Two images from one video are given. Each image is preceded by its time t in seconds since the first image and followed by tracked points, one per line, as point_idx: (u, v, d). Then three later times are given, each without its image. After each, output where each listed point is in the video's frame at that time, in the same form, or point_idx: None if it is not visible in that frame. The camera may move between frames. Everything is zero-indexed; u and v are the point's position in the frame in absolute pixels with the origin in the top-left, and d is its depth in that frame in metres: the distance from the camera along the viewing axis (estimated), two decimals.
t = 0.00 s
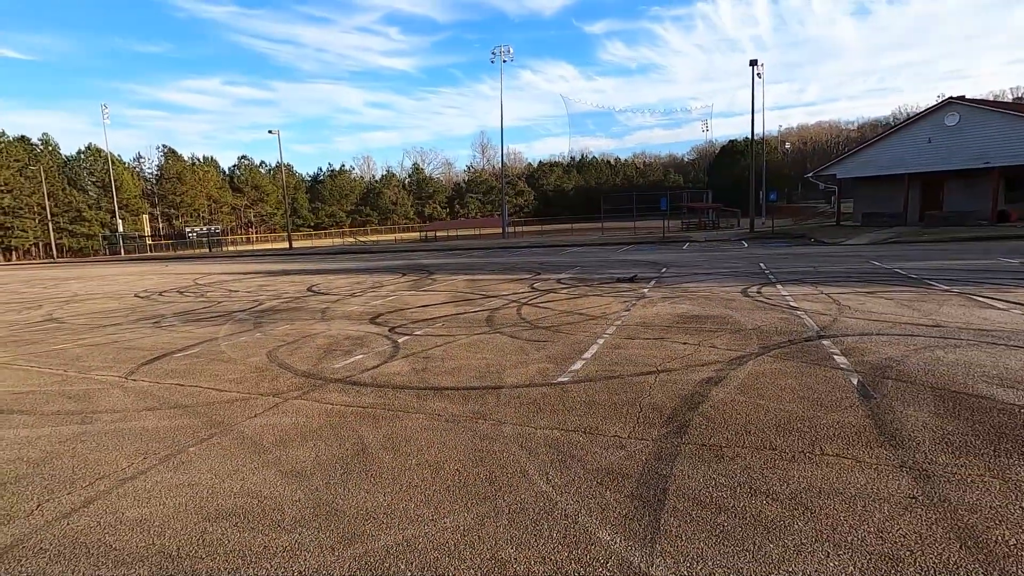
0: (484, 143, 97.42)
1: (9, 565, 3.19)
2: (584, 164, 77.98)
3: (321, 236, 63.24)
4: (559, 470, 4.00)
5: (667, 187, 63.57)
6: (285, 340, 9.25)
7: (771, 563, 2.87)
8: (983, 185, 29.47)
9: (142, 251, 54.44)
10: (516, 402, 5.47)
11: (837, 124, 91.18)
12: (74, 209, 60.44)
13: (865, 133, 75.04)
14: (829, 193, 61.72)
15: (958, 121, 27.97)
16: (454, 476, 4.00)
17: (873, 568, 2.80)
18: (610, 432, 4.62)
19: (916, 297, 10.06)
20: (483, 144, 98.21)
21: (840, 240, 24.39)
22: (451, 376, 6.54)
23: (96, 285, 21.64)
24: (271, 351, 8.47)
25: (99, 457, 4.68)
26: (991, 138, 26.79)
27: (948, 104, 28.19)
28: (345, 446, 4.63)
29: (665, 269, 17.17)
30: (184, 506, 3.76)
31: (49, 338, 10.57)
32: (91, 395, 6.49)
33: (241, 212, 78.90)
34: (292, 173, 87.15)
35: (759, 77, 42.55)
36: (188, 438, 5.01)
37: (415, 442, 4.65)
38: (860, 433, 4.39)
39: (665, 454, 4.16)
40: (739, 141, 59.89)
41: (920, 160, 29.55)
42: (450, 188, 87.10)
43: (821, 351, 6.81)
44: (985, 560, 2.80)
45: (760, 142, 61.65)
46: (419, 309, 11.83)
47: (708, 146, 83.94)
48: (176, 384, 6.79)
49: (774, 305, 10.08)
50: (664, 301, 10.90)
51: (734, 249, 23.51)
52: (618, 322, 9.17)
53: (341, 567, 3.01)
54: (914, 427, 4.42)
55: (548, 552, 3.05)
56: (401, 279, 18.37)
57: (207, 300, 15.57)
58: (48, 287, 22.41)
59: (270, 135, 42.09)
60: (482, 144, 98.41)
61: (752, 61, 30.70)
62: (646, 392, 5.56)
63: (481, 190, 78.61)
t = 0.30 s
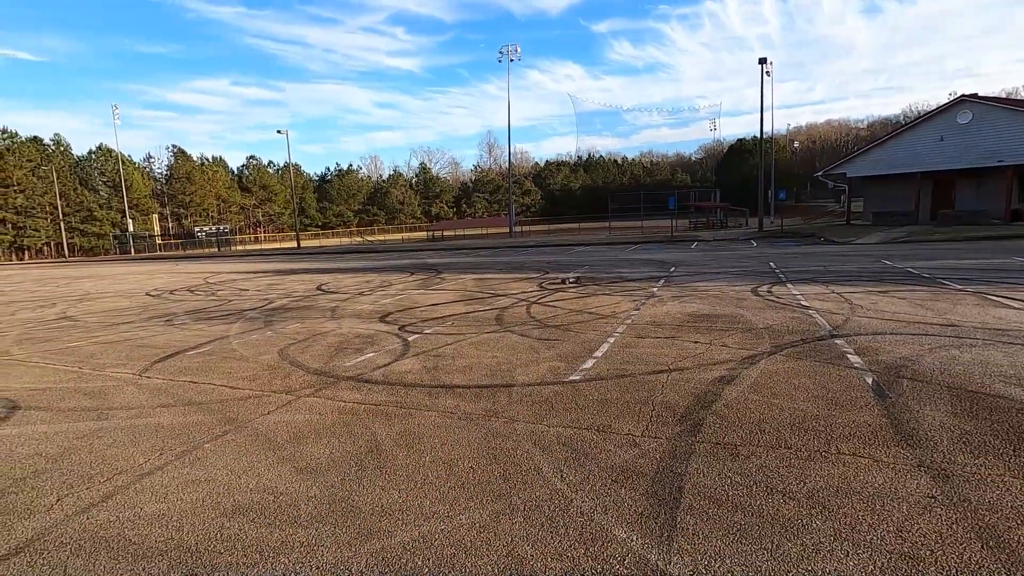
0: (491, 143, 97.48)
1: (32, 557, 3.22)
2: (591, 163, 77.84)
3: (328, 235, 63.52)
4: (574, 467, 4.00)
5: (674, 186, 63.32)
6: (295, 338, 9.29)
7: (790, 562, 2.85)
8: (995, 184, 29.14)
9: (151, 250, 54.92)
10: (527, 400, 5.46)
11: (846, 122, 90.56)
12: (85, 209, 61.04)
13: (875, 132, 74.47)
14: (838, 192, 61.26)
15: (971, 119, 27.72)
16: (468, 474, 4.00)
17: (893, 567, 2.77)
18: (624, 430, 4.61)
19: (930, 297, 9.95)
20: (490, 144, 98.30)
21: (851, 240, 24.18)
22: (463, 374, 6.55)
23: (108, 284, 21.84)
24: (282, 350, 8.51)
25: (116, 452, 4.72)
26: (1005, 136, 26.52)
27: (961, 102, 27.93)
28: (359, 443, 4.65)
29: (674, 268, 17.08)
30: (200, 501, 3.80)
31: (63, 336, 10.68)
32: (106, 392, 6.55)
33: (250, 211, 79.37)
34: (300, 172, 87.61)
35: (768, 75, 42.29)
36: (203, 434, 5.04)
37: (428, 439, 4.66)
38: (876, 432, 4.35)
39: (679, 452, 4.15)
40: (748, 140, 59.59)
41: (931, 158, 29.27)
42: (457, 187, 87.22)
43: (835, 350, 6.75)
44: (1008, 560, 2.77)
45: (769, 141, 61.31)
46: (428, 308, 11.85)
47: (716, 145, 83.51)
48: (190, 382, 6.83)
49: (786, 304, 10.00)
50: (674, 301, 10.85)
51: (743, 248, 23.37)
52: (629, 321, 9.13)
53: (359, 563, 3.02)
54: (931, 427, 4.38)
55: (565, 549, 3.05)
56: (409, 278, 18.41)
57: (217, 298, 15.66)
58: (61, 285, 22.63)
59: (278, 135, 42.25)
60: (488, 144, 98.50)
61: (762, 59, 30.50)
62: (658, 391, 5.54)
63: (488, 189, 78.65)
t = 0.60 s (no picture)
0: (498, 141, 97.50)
1: (51, 551, 3.25)
2: (598, 162, 77.68)
3: (336, 234, 63.83)
4: (587, 465, 3.99)
5: (682, 185, 63.06)
6: (306, 335, 9.34)
7: (807, 560, 2.83)
8: (1012, 181, 28.70)
9: (161, 248, 55.31)
10: (539, 398, 5.46)
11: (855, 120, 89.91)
12: (96, 208, 61.54)
13: (885, 129, 73.87)
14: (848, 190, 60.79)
15: (984, 117, 27.38)
16: (481, 470, 4.01)
17: (912, 567, 2.75)
18: (636, 428, 4.60)
19: (943, 295, 9.87)
20: (496, 142, 98.30)
21: (861, 238, 24.00)
22: (474, 371, 6.55)
23: (119, 282, 22.05)
24: (293, 347, 8.55)
25: (132, 447, 4.77)
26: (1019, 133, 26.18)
27: (974, 99, 27.57)
28: (372, 439, 4.67)
29: (683, 266, 17.01)
30: (216, 496, 3.82)
31: (77, 333, 10.79)
32: (120, 388, 6.61)
33: (258, 210, 79.78)
34: (308, 171, 88.08)
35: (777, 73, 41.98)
36: (217, 430, 5.08)
37: (441, 436, 4.67)
38: (892, 431, 4.32)
39: (693, 450, 4.13)
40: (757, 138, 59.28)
41: (943, 156, 28.95)
42: (464, 186, 87.32)
43: (848, 349, 6.70)
44: None
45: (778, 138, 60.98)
46: (437, 306, 11.87)
47: (724, 142, 83.09)
48: (202, 378, 6.89)
49: (797, 303, 9.94)
50: (684, 299, 10.82)
51: (752, 246, 23.24)
52: (638, 319, 9.11)
53: (375, 558, 3.04)
54: (947, 426, 4.34)
55: (581, 546, 3.05)
56: (418, 276, 18.43)
57: (227, 296, 15.76)
58: (73, 283, 22.85)
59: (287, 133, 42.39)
60: (495, 142, 98.51)
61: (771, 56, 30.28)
62: (671, 389, 5.52)
63: (495, 188, 78.70)
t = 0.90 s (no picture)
0: (504, 139, 97.51)
1: (70, 544, 3.30)
2: (605, 159, 77.49)
3: (343, 232, 64.07)
4: (598, 461, 4.00)
5: (690, 182, 62.81)
6: (316, 333, 9.39)
7: (822, 557, 2.83)
8: None
9: (170, 246, 55.69)
10: (548, 395, 5.48)
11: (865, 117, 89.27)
12: (106, 206, 61.97)
13: (894, 126, 73.29)
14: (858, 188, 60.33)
15: (996, 114, 27.08)
16: (493, 466, 4.02)
17: (928, 565, 2.73)
18: (647, 425, 4.60)
19: (955, 294, 9.80)
20: (503, 140, 98.34)
21: (871, 236, 23.84)
22: (483, 368, 6.57)
23: (130, 280, 22.23)
24: (303, 344, 8.60)
25: (146, 443, 4.82)
26: None
27: (985, 96, 27.30)
28: (384, 435, 4.70)
29: (691, 264, 16.95)
30: (230, 491, 3.86)
31: (89, 330, 10.89)
32: (134, 384, 6.68)
33: (265, 208, 80.17)
34: (315, 170, 88.43)
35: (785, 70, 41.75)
36: (230, 426, 5.13)
37: (452, 432, 4.69)
38: (905, 429, 4.30)
39: (704, 448, 4.12)
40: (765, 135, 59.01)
41: (953, 153, 28.70)
42: (470, 184, 87.37)
43: (859, 347, 6.67)
44: None
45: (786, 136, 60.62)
46: (445, 304, 11.89)
47: (731, 140, 82.71)
48: (214, 375, 6.94)
49: (806, 300, 9.92)
50: (692, 297, 10.78)
51: (761, 245, 23.13)
52: (647, 317, 9.09)
53: (389, 552, 3.06)
54: (961, 424, 4.32)
55: (594, 542, 3.06)
56: (425, 274, 18.48)
57: (237, 294, 15.85)
58: (84, 281, 23.05)
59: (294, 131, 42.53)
60: (502, 140, 98.53)
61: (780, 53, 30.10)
62: (681, 386, 5.52)
63: (501, 186, 78.75)
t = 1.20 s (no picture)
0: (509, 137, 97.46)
1: (83, 535, 3.34)
2: (610, 157, 77.32)
3: (348, 229, 64.23)
4: (606, 456, 4.01)
5: (695, 179, 62.61)
6: (322, 329, 9.44)
7: (830, 552, 2.84)
8: None
9: (177, 244, 56.03)
10: (555, 391, 5.49)
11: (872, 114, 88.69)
12: (113, 203, 62.34)
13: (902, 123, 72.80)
14: (865, 186, 59.90)
15: (1006, 110, 26.84)
16: (501, 461, 4.04)
17: (938, 560, 2.73)
18: (654, 421, 4.60)
19: (963, 291, 9.73)
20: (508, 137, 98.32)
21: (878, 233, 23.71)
22: (490, 365, 6.58)
23: (138, 277, 22.38)
24: (310, 340, 8.64)
25: (157, 436, 4.87)
26: None
27: (996, 91, 27.06)
28: (391, 430, 4.72)
29: (697, 262, 16.90)
30: (239, 484, 3.90)
31: (99, 326, 10.99)
32: (144, 379, 6.75)
33: (271, 206, 80.49)
34: (320, 167, 88.69)
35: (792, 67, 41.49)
36: (239, 421, 5.17)
37: (459, 427, 4.71)
38: (914, 425, 4.29)
39: (711, 443, 4.13)
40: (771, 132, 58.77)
41: (962, 149, 28.47)
42: (475, 181, 87.42)
43: (867, 344, 6.64)
44: None
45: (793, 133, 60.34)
46: (451, 301, 11.91)
47: (737, 137, 82.35)
48: (222, 370, 6.99)
49: (813, 298, 9.88)
50: (698, 294, 10.75)
51: (767, 242, 23.03)
52: (653, 314, 9.07)
53: (398, 544, 3.09)
54: (971, 420, 4.30)
55: (602, 535, 3.07)
56: (431, 271, 18.52)
57: (244, 290, 15.93)
58: (92, 278, 23.21)
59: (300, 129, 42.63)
60: (507, 137, 98.53)
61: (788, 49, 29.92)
62: (688, 382, 5.53)
63: (506, 183, 78.76)
